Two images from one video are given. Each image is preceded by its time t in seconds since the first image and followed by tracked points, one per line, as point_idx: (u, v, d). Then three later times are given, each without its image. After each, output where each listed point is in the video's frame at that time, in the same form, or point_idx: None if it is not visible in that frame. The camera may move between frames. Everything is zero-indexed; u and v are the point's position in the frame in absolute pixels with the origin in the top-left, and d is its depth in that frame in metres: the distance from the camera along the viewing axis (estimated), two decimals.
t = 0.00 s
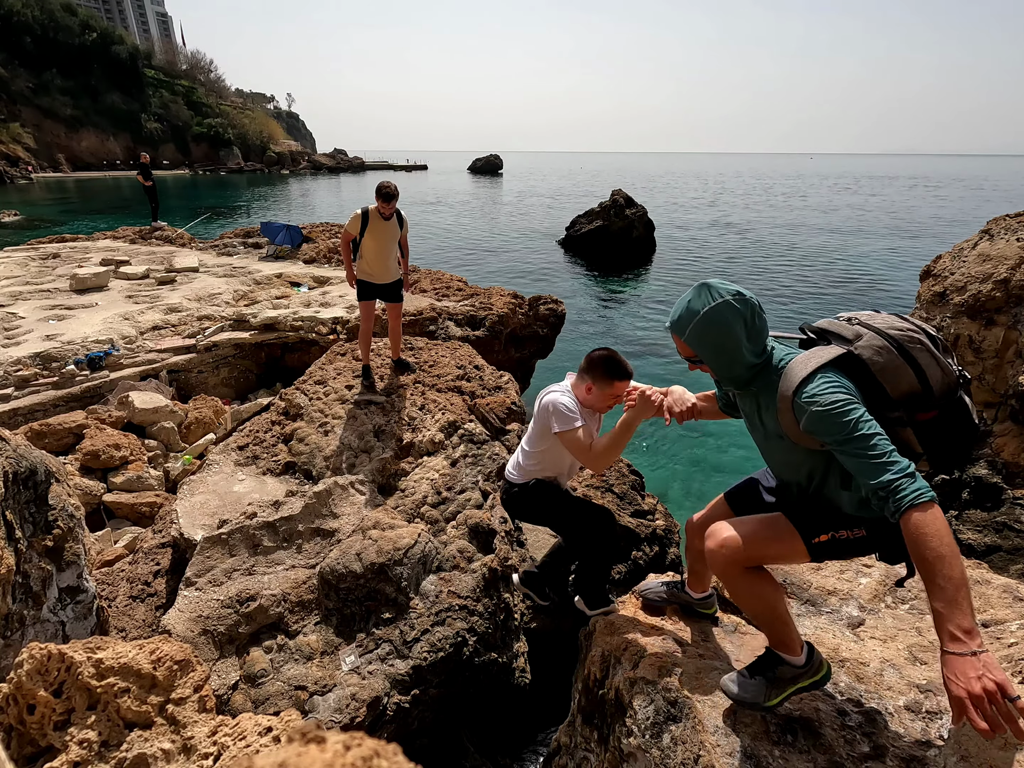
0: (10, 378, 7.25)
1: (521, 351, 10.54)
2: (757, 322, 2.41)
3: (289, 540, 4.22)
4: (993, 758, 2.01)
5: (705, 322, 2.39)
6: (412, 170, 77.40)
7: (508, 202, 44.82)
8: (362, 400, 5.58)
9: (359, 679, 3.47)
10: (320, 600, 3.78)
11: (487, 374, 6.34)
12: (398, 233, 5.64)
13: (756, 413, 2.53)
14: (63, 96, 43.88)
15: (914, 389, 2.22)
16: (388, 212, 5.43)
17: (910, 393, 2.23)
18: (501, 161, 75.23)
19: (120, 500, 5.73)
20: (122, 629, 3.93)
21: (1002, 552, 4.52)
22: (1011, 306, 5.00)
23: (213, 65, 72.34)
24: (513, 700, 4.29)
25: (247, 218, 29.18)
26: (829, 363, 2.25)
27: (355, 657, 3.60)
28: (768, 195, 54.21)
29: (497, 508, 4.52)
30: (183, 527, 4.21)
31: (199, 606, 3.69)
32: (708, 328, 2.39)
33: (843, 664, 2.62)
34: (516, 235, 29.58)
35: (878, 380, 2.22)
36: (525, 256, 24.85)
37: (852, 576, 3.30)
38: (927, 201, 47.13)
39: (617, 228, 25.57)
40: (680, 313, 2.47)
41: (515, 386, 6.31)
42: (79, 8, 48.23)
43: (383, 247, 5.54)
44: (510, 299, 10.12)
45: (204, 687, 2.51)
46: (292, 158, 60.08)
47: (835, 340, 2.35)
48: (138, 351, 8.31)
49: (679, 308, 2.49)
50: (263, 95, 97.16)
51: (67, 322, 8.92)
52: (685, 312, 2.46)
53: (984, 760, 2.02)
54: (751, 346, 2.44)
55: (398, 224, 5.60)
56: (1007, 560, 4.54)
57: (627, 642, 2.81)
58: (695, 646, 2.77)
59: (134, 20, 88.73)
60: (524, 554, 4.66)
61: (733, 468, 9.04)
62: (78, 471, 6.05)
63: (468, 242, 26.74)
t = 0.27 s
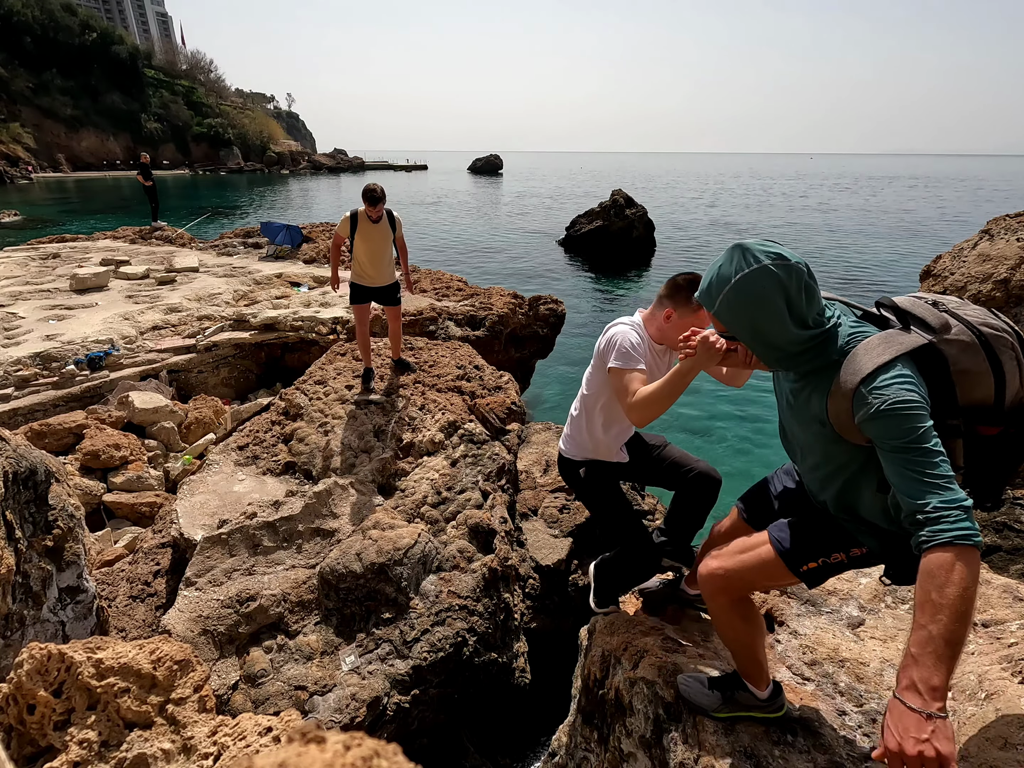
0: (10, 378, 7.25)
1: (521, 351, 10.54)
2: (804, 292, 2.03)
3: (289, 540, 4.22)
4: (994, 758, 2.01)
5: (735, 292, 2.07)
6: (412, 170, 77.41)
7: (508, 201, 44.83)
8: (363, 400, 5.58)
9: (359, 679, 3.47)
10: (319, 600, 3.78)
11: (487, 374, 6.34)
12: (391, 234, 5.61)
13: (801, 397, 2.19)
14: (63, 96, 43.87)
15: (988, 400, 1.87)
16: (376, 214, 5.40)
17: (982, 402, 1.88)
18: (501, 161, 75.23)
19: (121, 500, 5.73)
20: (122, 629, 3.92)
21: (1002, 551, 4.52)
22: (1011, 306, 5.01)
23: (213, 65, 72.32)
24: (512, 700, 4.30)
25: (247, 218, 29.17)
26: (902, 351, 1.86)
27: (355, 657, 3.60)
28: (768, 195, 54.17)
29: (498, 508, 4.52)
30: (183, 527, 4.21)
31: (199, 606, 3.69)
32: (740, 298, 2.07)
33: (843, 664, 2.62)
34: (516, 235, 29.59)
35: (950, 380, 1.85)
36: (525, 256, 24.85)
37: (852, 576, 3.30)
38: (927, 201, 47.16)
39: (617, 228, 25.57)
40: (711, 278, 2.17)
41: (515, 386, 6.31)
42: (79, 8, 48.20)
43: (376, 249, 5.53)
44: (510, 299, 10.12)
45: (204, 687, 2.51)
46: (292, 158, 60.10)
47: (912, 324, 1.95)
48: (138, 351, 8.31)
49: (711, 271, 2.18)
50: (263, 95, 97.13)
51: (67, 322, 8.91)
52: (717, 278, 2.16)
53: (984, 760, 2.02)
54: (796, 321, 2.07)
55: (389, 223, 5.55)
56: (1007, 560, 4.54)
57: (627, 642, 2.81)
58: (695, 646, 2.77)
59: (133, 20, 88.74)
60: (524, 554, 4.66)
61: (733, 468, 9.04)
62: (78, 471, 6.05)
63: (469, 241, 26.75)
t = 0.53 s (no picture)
0: (10, 378, 7.25)
1: (521, 351, 10.54)
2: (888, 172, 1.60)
3: (289, 540, 4.22)
4: (993, 758, 2.01)
5: (800, 171, 1.66)
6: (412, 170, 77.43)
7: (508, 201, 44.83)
8: (363, 400, 5.58)
9: (359, 679, 3.47)
10: (319, 600, 3.78)
11: (487, 374, 6.35)
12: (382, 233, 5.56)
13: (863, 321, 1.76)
14: (63, 96, 43.84)
15: None
16: (364, 216, 5.35)
17: None
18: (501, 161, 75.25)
19: (121, 500, 5.73)
20: (122, 629, 3.93)
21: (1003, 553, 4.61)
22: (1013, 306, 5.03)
23: (213, 65, 72.30)
24: (513, 700, 4.31)
25: (247, 218, 29.14)
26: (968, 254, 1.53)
27: (355, 657, 3.59)
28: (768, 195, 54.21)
29: (497, 508, 4.53)
30: (183, 527, 4.20)
31: (199, 606, 3.69)
32: (802, 181, 1.66)
33: (843, 664, 2.63)
34: (516, 235, 29.60)
35: None
36: (525, 256, 24.86)
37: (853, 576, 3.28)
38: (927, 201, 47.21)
39: (617, 228, 25.59)
40: (770, 166, 1.78)
41: (515, 386, 6.32)
42: (79, 8, 48.16)
43: (368, 250, 5.49)
44: (510, 299, 10.12)
45: (204, 687, 2.51)
46: (292, 158, 60.10)
47: None
48: (138, 351, 8.31)
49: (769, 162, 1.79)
50: (263, 95, 97.10)
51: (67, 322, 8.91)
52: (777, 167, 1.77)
53: (983, 759, 2.02)
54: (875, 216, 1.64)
55: (378, 223, 5.49)
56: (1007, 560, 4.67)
57: (627, 642, 2.81)
58: (695, 646, 2.77)
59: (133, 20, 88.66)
60: (524, 554, 4.66)
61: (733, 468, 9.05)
62: (78, 471, 6.05)
63: (469, 242, 26.75)
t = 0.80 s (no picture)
0: (10, 378, 7.25)
1: (521, 351, 10.54)
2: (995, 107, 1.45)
3: (289, 540, 4.22)
4: (993, 758, 2.01)
5: (893, 89, 1.58)
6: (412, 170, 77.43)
7: (508, 201, 44.83)
8: (363, 400, 5.58)
9: (359, 679, 3.46)
10: (319, 600, 3.78)
11: (487, 374, 6.35)
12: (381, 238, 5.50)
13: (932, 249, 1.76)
14: (63, 96, 43.82)
15: None
16: (360, 223, 5.28)
17: None
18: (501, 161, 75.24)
19: (121, 500, 5.73)
20: (122, 629, 3.93)
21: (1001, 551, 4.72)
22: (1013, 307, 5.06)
23: (213, 65, 72.29)
24: (512, 700, 4.31)
25: (247, 218, 29.14)
26: None
27: (355, 657, 3.59)
28: (768, 195, 54.25)
29: (497, 508, 4.53)
30: (183, 527, 4.20)
31: (199, 606, 3.69)
32: (912, 84, 1.54)
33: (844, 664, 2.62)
34: (516, 235, 29.60)
35: None
36: (525, 256, 24.87)
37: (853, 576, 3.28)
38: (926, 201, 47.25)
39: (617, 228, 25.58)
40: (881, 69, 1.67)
41: (515, 386, 6.32)
42: (79, 8, 48.16)
43: (365, 256, 5.46)
44: (510, 300, 10.12)
45: (204, 687, 2.52)
46: (292, 158, 60.09)
47: None
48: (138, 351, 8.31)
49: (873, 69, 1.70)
50: (263, 95, 97.08)
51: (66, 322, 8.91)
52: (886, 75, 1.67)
53: (984, 760, 2.02)
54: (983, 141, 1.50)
55: (377, 229, 5.41)
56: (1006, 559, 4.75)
57: (628, 641, 2.80)
58: (695, 646, 2.77)
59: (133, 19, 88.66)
60: (524, 554, 4.66)
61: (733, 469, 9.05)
62: (78, 471, 6.05)
63: (469, 242, 26.75)
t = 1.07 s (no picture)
0: (10, 378, 7.25)
1: (521, 351, 10.54)
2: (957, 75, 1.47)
3: (289, 540, 4.22)
4: (993, 758, 2.04)
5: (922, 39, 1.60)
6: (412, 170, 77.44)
7: (508, 201, 44.83)
8: (363, 400, 5.59)
9: (359, 680, 3.46)
10: (319, 600, 3.78)
11: (487, 374, 6.35)
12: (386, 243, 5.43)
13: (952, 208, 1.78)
14: (63, 96, 43.80)
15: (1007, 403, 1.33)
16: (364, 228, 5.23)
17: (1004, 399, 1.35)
18: (501, 161, 75.24)
19: (121, 500, 5.73)
20: (122, 629, 3.93)
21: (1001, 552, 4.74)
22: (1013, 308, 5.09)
23: (213, 65, 72.28)
24: (512, 700, 4.32)
25: (247, 218, 29.14)
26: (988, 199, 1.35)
27: (355, 657, 3.59)
28: (767, 195, 54.29)
29: (497, 508, 4.53)
30: (183, 527, 4.20)
31: (199, 606, 3.69)
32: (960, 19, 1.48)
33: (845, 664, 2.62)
34: (516, 235, 29.60)
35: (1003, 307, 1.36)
36: (525, 256, 24.87)
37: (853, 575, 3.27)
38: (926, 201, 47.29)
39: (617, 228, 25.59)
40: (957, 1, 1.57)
41: (515, 386, 6.32)
42: (79, 8, 48.14)
43: (369, 261, 5.42)
44: (510, 300, 10.12)
45: (204, 687, 2.52)
46: (292, 158, 60.08)
47: None
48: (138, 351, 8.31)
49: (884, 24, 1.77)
50: (263, 95, 97.02)
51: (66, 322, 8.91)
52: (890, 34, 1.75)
53: (984, 760, 2.05)
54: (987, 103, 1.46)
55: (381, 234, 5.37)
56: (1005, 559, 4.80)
57: (628, 641, 2.80)
58: (695, 646, 2.77)
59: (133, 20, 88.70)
60: (524, 554, 4.66)
61: (732, 469, 9.06)
62: (79, 471, 6.04)
63: (469, 242, 26.75)
